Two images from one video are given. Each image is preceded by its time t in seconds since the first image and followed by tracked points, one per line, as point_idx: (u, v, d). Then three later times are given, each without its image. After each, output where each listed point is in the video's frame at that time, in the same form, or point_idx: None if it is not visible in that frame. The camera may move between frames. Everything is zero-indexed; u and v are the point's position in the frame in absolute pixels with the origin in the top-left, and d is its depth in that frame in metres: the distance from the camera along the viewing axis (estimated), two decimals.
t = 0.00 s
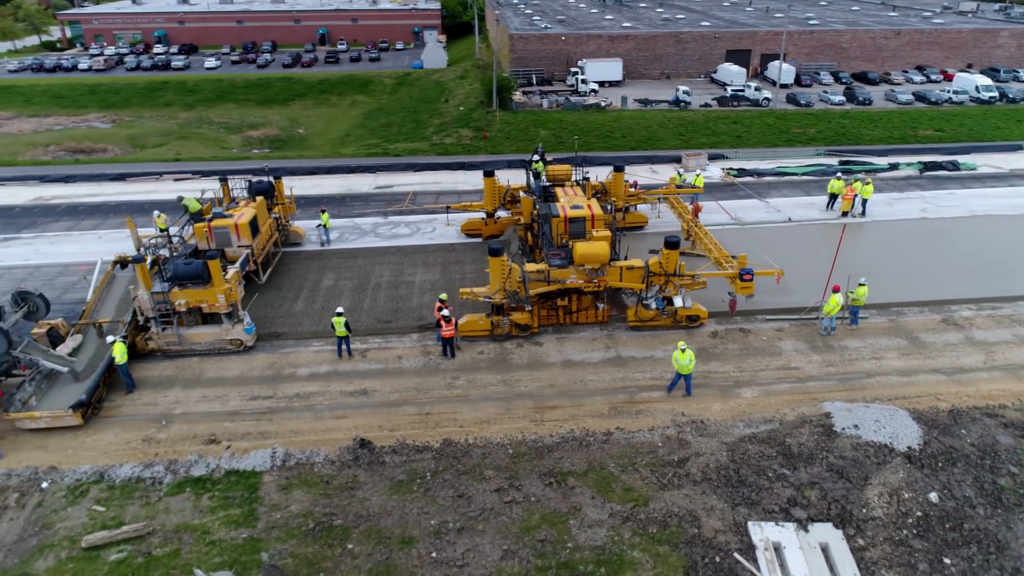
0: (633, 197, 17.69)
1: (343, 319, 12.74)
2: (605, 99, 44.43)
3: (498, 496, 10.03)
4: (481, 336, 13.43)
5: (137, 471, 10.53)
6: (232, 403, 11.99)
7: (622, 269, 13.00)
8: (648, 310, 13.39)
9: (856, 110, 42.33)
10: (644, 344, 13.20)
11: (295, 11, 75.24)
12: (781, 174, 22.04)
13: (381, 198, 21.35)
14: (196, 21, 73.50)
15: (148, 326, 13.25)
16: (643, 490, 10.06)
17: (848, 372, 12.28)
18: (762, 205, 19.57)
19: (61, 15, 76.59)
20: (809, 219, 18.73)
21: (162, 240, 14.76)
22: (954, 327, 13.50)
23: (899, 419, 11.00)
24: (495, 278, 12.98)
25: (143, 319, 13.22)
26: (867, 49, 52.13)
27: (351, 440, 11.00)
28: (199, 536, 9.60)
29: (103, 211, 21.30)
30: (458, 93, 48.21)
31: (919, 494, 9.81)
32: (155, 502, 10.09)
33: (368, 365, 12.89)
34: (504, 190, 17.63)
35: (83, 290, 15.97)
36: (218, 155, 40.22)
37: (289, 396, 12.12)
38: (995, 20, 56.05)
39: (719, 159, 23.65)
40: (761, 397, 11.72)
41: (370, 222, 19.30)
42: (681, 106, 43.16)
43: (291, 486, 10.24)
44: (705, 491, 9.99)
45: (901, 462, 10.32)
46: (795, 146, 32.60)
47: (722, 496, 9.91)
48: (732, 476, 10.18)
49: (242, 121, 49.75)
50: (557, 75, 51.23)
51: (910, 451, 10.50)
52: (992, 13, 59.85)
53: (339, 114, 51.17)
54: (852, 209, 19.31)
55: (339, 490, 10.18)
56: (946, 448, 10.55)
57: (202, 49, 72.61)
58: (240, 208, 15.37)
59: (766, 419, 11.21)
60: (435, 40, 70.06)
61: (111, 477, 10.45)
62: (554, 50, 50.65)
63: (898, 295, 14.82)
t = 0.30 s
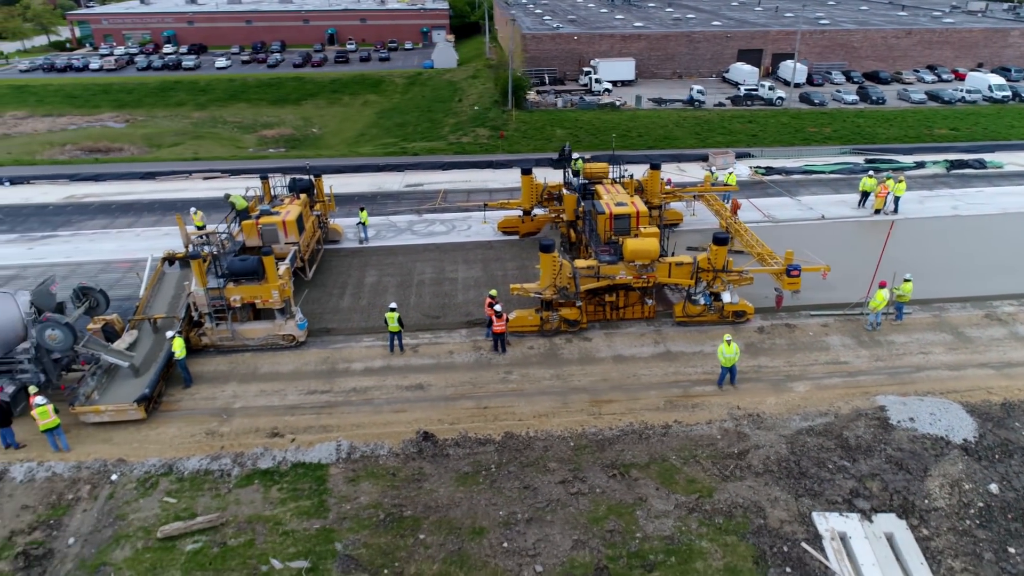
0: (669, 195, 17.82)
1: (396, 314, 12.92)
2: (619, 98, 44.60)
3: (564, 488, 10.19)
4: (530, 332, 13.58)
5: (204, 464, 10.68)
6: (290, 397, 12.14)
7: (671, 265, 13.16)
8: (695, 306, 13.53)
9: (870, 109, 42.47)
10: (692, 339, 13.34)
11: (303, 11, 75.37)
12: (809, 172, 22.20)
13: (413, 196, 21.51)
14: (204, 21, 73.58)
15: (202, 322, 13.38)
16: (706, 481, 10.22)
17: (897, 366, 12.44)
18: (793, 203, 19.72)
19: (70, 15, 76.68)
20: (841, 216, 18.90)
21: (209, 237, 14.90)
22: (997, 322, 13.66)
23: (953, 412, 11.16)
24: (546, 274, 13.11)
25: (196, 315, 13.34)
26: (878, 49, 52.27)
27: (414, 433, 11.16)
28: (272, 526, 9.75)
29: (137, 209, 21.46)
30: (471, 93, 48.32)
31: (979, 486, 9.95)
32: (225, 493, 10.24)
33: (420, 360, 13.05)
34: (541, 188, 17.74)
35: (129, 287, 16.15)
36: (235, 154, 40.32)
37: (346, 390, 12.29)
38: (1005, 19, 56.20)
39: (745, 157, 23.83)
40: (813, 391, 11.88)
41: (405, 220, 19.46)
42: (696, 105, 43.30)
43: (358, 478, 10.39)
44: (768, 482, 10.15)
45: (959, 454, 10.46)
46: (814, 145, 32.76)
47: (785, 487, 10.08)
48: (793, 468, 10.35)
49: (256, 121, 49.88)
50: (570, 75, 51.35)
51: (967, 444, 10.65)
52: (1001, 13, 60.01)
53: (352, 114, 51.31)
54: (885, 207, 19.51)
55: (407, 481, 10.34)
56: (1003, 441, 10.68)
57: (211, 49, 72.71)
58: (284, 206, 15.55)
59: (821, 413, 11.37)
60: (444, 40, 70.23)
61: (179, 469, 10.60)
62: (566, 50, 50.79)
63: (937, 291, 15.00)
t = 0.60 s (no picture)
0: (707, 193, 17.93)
1: (449, 311, 13.05)
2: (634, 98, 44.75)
3: (628, 481, 10.32)
4: (579, 328, 13.73)
5: (271, 458, 10.81)
6: (348, 392, 12.28)
7: (721, 262, 13.30)
8: (743, 302, 13.70)
9: (885, 109, 42.63)
10: (741, 335, 13.50)
11: (312, 11, 75.50)
12: (838, 171, 22.32)
13: (445, 195, 21.65)
14: (214, 21, 73.72)
15: (256, 318, 13.52)
16: (769, 474, 10.36)
17: (947, 362, 12.58)
18: (826, 202, 19.84)
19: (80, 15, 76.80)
20: (876, 215, 19.02)
21: (258, 234, 15.08)
22: None
23: (1008, 407, 11.29)
24: (597, 270, 13.28)
25: (250, 311, 13.50)
26: (890, 48, 52.39)
27: (475, 428, 11.31)
28: (344, 518, 9.89)
29: (170, 207, 21.61)
30: (486, 92, 48.47)
31: None
32: (294, 486, 10.37)
33: (473, 356, 13.19)
34: (579, 186, 17.81)
35: (173, 283, 16.28)
36: (252, 154, 40.43)
37: (402, 385, 12.43)
38: (1017, 19, 56.28)
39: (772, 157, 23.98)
40: (867, 386, 12.02)
41: (440, 218, 19.59)
42: (710, 104, 43.44)
43: (425, 472, 10.52)
44: (830, 475, 10.29)
45: (1018, 448, 10.59)
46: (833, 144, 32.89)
47: (848, 480, 10.21)
48: (854, 461, 10.49)
49: (270, 121, 49.99)
50: (583, 75, 51.48)
51: None
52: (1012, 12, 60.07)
53: (366, 114, 51.43)
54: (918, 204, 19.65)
55: (472, 475, 10.48)
56: None
57: (221, 49, 72.85)
58: (331, 204, 15.70)
59: (876, 408, 11.50)
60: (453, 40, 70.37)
61: (247, 463, 10.73)
62: (579, 50, 50.91)
63: (980, 288, 15.10)
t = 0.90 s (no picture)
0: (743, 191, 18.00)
1: (501, 307, 13.18)
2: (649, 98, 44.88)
3: (693, 475, 10.43)
4: (628, 325, 13.87)
5: (336, 452, 10.94)
6: (405, 388, 12.41)
7: (771, 259, 13.42)
8: (790, 299, 13.83)
9: (899, 108, 42.73)
10: (789, 331, 13.62)
11: (321, 11, 75.59)
12: (867, 170, 22.41)
13: (476, 193, 21.77)
14: (223, 22, 73.81)
15: (308, 315, 13.63)
16: (832, 468, 10.47)
17: (997, 358, 12.69)
18: (859, 200, 19.94)
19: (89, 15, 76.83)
20: (910, 213, 19.12)
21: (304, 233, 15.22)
22: None
23: None
24: (648, 267, 13.49)
25: (301, 309, 13.60)
26: (902, 48, 52.49)
27: (537, 423, 11.43)
28: (414, 512, 10.00)
29: (202, 206, 21.71)
30: (500, 92, 48.58)
31: None
32: (362, 481, 10.50)
33: (524, 352, 13.31)
34: (617, 185, 17.87)
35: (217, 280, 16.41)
36: (269, 153, 40.52)
37: (458, 381, 12.56)
38: None
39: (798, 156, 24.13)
40: (920, 382, 12.15)
41: (475, 217, 19.71)
42: (725, 104, 43.57)
43: (490, 466, 10.65)
44: (893, 469, 10.40)
45: None
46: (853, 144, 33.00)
47: (910, 473, 10.33)
48: (915, 455, 10.60)
49: (284, 121, 50.06)
50: (596, 75, 51.59)
51: None
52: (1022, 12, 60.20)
53: (379, 114, 51.52)
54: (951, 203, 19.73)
55: (538, 469, 10.60)
56: None
57: (231, 49, 72.95)
58: (375, 202, 15.83)
59: (932, 403, 11.62)
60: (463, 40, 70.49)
61: (313, 458, 10.85)
62: (592, 49, 51.01)
63: None
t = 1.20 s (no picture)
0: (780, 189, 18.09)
1: (553, 304, 13.27)
2: (663, 97, 45.01)
3: (757, 469, 10.55)
4: (677, 322, 13.97)
5: (401, 447, 11.04)
6: (461, 384, 12.51)
7: (820, 257, 13.52)
8: (837, 296, 13.93)
9: (913, 108, 42.84)
10: (837, 328, 13.73)
11: (330, 11, 75.64)
12: (895, 168, 22.51)
13: (507, 192, 21.90)
14: (232, 22, 73.84)
15: (359, 312, 13.75)
16: (893, 463, 10.58)
17: None
18: (892, 199, 20.02)
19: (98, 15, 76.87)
20: (944, 211, 19.19)
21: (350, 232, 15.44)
22: None
23: None
24: (697, 265, 13.58)
25: (353, 306, 13.71)
26: (913, 48, 52.63)
27: (597, 418, 11.55)
28: (484, 506, 10.10)
29: (235, 204, 21.80)
30: (513, 92, 48.71)
31: None
32: (429, 475, 10.60)
33: (575, 348, 13.41)
34: (653, 182, 17.97)
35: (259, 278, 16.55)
36: (285, 153, 40.57)
37: (513, 377, 12.66)
38: None
39: (825, 155, 24.28)
40: (972, 378, 12.25)
41: (509, 215, 19.82)
42: (739, 104, 43.71)
43: (555, 460, 10.75)
44: (955, 464, 10.50)
45: None
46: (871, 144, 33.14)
47: (972, 467, 10.42)
48: (976, 450, 10.70)
49: (298, 120, 50.16)
50: (608, 75, 51.68)
51: None
52: None
53: (392, 114, 51.62)
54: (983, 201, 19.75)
55: (602, 463, 10.71)
56: None
57: (240, 49, 73.00)
58: (419, 199, 15.88)
59: (987, 398, 11.73)
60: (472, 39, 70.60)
61: (378, 453, 10.96)
62: (605, 49, 51.12)
63: None
